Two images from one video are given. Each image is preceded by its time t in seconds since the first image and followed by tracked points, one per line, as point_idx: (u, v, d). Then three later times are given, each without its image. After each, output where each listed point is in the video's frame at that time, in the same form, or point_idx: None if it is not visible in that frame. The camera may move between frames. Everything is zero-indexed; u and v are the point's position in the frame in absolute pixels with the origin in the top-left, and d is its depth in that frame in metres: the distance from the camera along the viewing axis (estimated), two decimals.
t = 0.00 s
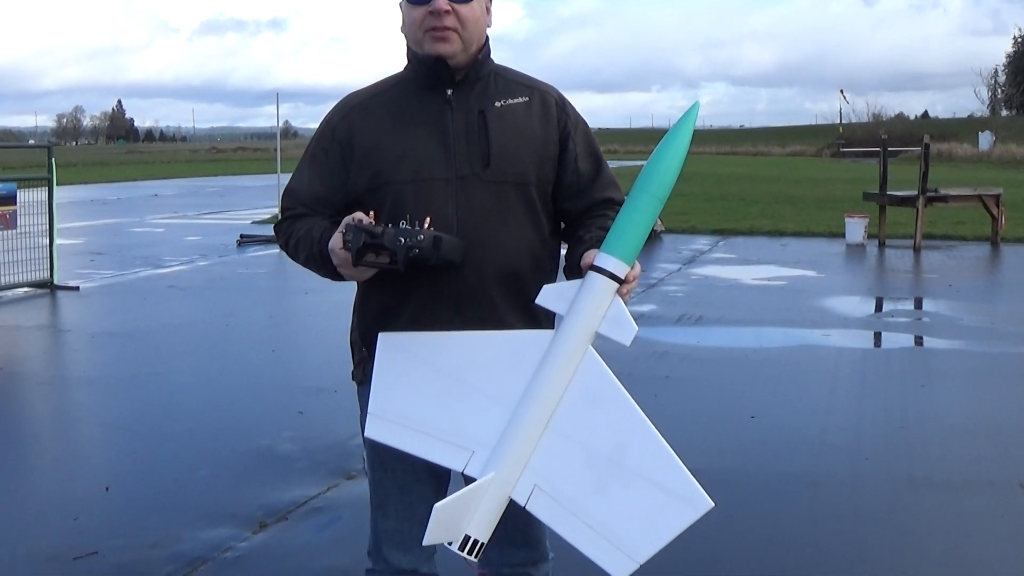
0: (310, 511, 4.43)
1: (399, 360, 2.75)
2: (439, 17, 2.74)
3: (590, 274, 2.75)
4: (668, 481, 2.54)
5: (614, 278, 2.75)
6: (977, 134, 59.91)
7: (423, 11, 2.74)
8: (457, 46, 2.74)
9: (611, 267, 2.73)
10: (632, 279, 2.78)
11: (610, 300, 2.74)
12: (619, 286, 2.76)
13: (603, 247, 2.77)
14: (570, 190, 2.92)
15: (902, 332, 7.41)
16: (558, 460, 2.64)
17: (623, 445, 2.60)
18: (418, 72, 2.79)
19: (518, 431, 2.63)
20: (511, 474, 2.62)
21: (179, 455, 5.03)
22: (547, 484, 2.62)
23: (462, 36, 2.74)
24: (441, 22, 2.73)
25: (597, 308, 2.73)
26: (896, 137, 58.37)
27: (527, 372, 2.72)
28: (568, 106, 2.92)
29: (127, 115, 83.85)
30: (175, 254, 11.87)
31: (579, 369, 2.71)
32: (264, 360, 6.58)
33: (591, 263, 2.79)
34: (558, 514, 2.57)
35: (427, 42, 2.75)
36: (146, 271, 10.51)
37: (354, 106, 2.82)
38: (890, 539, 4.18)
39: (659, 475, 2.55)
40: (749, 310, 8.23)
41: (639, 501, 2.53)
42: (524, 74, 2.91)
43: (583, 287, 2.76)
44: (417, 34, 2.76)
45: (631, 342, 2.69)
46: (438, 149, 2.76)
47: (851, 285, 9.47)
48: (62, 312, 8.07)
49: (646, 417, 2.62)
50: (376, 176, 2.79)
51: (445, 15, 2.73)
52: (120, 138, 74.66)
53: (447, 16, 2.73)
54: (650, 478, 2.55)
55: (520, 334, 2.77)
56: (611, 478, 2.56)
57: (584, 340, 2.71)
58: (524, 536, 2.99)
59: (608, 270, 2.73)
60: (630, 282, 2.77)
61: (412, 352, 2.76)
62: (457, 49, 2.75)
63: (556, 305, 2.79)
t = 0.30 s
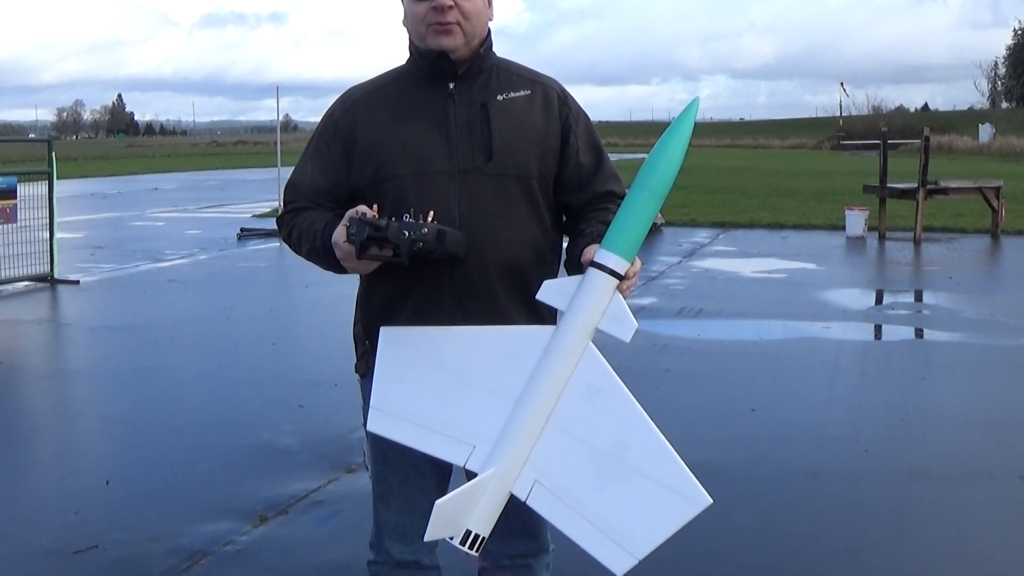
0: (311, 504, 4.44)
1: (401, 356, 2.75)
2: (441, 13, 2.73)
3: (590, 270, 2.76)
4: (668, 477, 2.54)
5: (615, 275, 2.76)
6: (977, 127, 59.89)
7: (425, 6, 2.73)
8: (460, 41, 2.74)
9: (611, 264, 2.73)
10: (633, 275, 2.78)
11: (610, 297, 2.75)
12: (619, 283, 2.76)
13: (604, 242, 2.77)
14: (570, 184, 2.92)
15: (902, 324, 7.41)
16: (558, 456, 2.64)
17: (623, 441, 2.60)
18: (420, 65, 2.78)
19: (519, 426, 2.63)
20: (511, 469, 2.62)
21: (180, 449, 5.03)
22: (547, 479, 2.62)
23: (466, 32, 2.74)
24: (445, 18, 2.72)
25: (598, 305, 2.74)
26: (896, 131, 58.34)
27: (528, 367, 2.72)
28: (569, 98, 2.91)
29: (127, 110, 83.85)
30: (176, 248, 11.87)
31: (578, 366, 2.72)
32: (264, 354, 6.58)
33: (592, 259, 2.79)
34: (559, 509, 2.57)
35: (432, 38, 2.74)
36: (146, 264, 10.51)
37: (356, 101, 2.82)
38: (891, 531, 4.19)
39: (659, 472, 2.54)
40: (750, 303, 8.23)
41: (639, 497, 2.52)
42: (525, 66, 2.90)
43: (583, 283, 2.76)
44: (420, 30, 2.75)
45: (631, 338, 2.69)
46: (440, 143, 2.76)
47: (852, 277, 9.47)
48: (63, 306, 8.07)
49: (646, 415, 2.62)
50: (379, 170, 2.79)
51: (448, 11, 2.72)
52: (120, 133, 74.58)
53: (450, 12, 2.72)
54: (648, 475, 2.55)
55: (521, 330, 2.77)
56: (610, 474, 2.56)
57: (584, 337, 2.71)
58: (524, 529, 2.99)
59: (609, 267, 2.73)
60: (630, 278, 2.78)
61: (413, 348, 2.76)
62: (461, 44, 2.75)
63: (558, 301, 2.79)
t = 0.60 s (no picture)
0: (312, 513, 4.44)
1: (403, 360, 2.75)
2: (448, 22, 2.74)
3: (593, 277, 2.74)
4: (668, 485, 2.54)
5: (617, 281, 2.75)
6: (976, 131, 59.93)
7: (431, 15, 2.74)
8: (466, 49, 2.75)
9: (613, 271, 2.73)
10: (635, 282, 2.78)
11: (612, 303, 2.74)
12: (621, 289, 2.75)
13: (607, 250, 2.76)
14: (573, 191, 2.91)
15: (904, 330, 7.41)
16: (558, 461, 2.64)
17: (623, 448, 2.60)
18: (425, 73, 2.79)
19: (519, 431, 2.63)
20: (511, 474, 2.62)
21: (181, 456, 5.03)
22: (547, 485, 2.62)
23: (472, 40, 2.75)
24: (451, 26, 2.73)
25: (599, 311, 2.72)
26: (896, 136, 58.36)
27: (530, 373, 2.72)
28: (572, 106, 2.91)
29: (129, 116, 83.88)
30: (177, 255, 11.88)
31: (580, 372, 2.71)
32: (267, 361, 6.58)
33: (594, 266, 2.79)
34: (558, 516, 2.57)
35: (439, 47, 2.75)
36: (148, 271, 10.52)
37: (360, 107, 2.82)
38: (893, 538, 4.19)
39: (659, 479, 2.55)
40: (751, 309, 8.23)
41: (639, 505, 2.53)
42: (528, 74, 2.90)
43: (585, 289, 2.75)
44: (426, 38, 2.76)
45: (632, 345, 2.68)
46: (444, 150, 2.77)
47: (853, 283, 9.47)
48: (64, 313, 8.07)
49: (647, 421, 2.62)
50: (382, 177, 2.79)
51: (454, 20, 2.73)
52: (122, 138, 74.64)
53: (456, 21, 2.73)
54: (648, 481, 2.55)
55: (522, 334, 2.77)
56: (610, 481, 2.57)
57: (586, 343, 2.70)
58: (526, 537, 2.99)
59: (612, 273, 2.73)
60: (632, 285, 2.77)
61: (414, 352, 2.76)
62: (467, 52, 2.76)
63: (559, 307, 2.79)
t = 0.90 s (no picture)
0: (312, 543, 4.41)
1: (403, 390, 2.74)
2: (448, 52, 2.74)
3: (592, 306, 2.73)
4: (667, 514, 2.51)
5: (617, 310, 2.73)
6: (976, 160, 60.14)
7: (432, 45, 2.74)
8: (466, 80, 2.75)
9: (613, 300, 2.71)
10: (635, 311, 2.76)
11: (612, 332, 2.72)
12: (621, 318, 2.74)
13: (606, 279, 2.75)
14: (573, 221, 2.91)
15: (905, 359, 7.40)
16: (558, 491, 2.61)
17: (622, 477, 2.57)
18: (425, 103, 2.80)
19: (519, 460, 2.61)
20: (511, 503, 2.59)
21: (181, 486, 5.00)
22: (547, 515, 2.60)
23: (472, 70, 2.75)
24: (451, 57, 2.73)
25: (599, 339, 2.71)
26: (895, 164, 58.54)
27: (530, 402, 2.70)
28: (572, 137, 2.92)
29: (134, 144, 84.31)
30: (178, 284, 11.88)
31: (580, 400, 2.70)
32: (267, 390, 6.57)
33: (593, 295, 2.77)
34: (560, 546, 2.55)
35: (439, 78, 2.75)
36: (149, 300, 10.52)
37: (362, 137, 2.83)
38: (897, 567, 4.16)
39: (658, 507, 2.52)
40: (752, 339, 8.22)
41: (639, 535, 2.50)
42: (529, 105, 2.91)
43: (585, 318, 2.74)
44: (427, 69, 2.76)
45: (632, 373, 2.66)
46: (444, 179, 2.77)
47: (854, 312, 9.47)
48: (64, 342, 8.06)
49: (646, 450, 2.60)
50: (382, 206, 2.79)
51: (454, 50, 2.73)
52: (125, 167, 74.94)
53: (456, 52, 2.73)
54: (648, 510, 2.52)
55: (522, 363, 2.75)
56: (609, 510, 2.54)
57: (586, 371, 2.69)
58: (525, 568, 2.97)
59: (611, 302, 2.71)
60: (632, 313, 2.76)
61: (415, 381, 2.75)
62: (467, 83, 2.76)
63: (559, 336, 2.77)
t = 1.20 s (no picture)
0: (313, 553, 4.40)
1: (399, 397, 2.74)
2: (448, 63, 2.74)
3: (589, 313, 2.73)
4: (663, 521, 2.51)
5: (614, 317, 2.74)
6: (977, 171, 60.15)
7: (432, 57, 2.74)
8: (467, 91, 2.76)
9: (610, 306, 2.71)
10: (632, 319, 2.77)
11: (609, 339, 2.72)
12: (618, 325, 2.74)
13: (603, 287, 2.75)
14: (573, 231, 2.90)
15: (907, 370, 7.39)
16: (553, 498, 2.60)
17: (618, 483, 2.57)
18: (426, 113, 2.80)
19: (515, 467, 2.60)
20: (507, 510, 2.58)
21: (181, 495, 4.99)
22: (542, 522, 2.58)
23: (472, 81, 2.76)
24: (451, 68, 2.73)
25: (596, 346, 2.71)
26: (897, 175, 58.58)
27: (527, 409, 2.70)
28: (573, 147, 2.91)
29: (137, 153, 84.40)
30: (180, 293, 11.88)
31: (576, 407, 2.69)
32: (268, 400, 6.57)
33: (592, 302, 2.77)
34: (555, 552, 2.53)
35: (439, 88, 2.76)
36: (150, 309, 10.52)
37: (362, 147, 2.84)
38: None
39: (653, 515, 2.52)
40: (753, 349, 8.22)
41: (635, 541, 2.50)
42: (529, 115, 2.91)
43: (582, 325, 2.74)
44: (427, 80, 2.76)
45: (629, 380, 2.66)
46: (443, 189, 2.76)
47: (856, 323, 9.46)
48: (66, 351, 8.06)
49: (642, 458, 2.60)
50: (382, 215, 2.79)
51: (454, 62, 2.73)
52: (128, 175, 75.02)
53: (457, 63, 2.73)
54: (643, 516, 2.53)
55: (519, 370, 2.75)
56: (605, 516, 2.54)
57: (582, 378, 2.68)
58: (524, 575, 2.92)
59: (608, 309, 2.71)
60: (629, 321, 2.76)
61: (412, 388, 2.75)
62: (467, 94, 2.76)
63: (557, 344, 2.77)
